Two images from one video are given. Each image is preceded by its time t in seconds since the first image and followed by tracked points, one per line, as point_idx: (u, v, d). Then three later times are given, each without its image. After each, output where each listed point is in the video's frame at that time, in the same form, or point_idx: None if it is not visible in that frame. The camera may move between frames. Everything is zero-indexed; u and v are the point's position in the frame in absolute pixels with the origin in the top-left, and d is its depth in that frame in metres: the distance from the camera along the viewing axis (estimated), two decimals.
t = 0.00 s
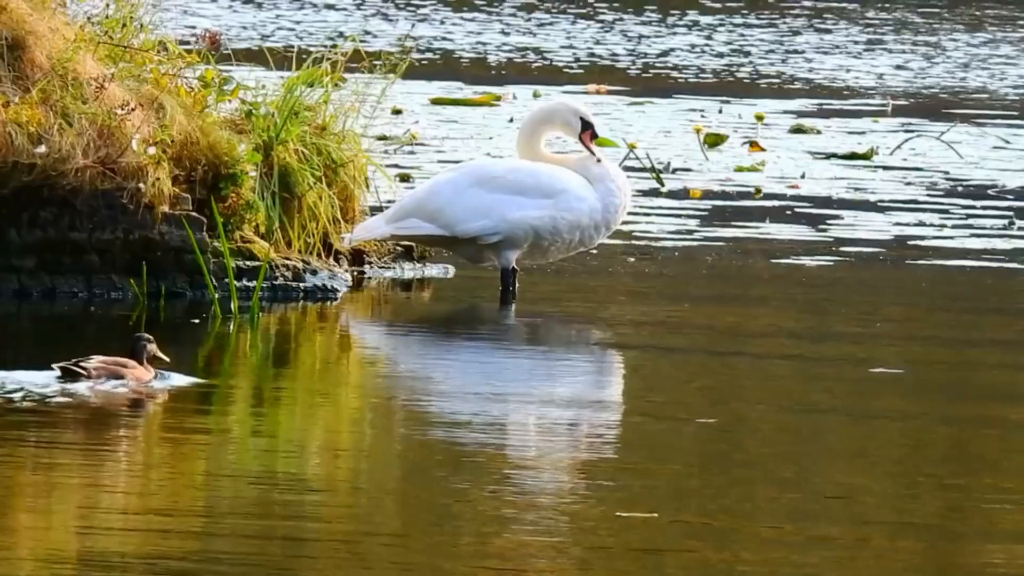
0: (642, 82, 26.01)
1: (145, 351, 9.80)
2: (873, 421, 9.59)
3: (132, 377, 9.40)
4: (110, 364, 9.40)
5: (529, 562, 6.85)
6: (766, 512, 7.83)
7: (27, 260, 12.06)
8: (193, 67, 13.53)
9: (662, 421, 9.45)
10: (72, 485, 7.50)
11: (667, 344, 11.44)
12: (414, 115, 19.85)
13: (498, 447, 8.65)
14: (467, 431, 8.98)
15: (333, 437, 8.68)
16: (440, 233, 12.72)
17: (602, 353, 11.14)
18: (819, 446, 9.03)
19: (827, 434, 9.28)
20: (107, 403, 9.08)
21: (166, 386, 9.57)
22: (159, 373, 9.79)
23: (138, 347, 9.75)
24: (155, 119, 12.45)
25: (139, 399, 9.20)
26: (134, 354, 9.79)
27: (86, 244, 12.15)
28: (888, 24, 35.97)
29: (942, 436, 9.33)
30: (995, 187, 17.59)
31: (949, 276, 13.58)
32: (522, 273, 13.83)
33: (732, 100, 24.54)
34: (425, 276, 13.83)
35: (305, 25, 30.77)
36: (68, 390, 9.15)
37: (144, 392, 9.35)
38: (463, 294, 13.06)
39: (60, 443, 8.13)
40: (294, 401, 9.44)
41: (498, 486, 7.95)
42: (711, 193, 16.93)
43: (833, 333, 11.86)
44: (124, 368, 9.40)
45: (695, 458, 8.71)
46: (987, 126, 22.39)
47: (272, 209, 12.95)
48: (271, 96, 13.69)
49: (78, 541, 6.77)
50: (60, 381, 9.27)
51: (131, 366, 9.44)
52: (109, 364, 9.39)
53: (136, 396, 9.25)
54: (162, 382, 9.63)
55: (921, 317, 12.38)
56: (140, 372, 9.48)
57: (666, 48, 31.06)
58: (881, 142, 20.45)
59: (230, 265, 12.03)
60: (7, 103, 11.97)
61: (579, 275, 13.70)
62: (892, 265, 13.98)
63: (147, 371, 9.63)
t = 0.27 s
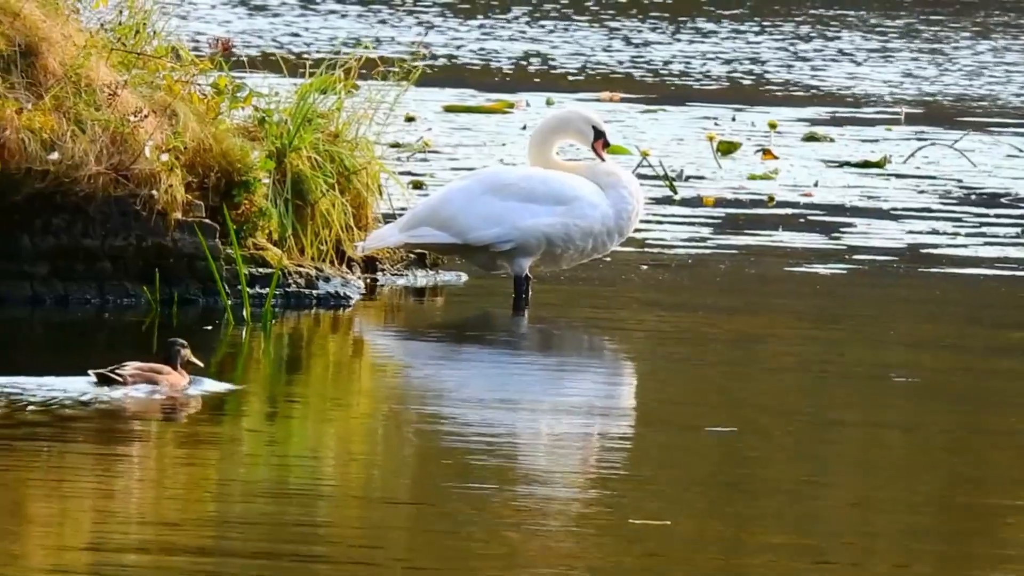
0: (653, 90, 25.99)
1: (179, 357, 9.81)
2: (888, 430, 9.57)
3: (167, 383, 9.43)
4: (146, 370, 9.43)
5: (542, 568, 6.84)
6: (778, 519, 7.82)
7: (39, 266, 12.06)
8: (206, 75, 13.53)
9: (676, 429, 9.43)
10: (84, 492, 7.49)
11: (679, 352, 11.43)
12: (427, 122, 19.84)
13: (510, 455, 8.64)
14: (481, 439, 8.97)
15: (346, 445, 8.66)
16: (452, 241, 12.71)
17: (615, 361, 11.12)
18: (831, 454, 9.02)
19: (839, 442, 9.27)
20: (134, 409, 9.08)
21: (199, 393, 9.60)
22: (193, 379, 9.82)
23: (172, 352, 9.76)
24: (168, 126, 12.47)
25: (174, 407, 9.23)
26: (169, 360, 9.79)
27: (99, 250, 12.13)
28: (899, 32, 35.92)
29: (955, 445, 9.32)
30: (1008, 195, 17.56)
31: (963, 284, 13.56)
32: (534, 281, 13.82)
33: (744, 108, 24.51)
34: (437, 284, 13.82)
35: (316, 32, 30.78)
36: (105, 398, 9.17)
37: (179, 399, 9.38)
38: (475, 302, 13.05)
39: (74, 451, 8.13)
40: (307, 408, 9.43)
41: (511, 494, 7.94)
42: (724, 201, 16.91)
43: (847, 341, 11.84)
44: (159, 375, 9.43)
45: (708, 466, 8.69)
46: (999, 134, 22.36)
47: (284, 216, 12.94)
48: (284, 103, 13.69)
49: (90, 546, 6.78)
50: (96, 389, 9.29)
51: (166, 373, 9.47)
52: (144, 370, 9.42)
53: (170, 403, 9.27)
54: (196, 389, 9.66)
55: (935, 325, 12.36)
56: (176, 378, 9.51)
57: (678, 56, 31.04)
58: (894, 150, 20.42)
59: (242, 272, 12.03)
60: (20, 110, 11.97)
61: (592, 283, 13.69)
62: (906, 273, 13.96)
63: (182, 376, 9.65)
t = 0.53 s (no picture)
0: (665, 94, 25.97)
1: (215, 361, 9.91)
2: (900, 433, 9.57)
3: (201, 387, 9.55)
4: (180, 373, 9.55)
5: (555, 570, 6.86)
6: (790, 522, 7.83)
7: (52, 271, 12.07)
8: (220, 79, 13.53)
9: (689, 433, 9.43)
10: (97, 496, 7.50)
11: (692, 355, 11.43)
12: (440, 126, 19.86)
13: (523, 458, 8.65)
14: (494, 442, 8.97)
15: (358, 449, 8.67)
16: (464, 245, 12.71)
17: (628, 365, 11.12)
18: (844, 458, 9.02)
19: (851, 446, 9.27)
20: (148, 412, 9.08)
21: (234, 396, 9.70)
22: (228, 382, 9.90)
23: (208, 358, 9.86)
24: (181, 130, 12.45)
25: (210, 409, 9.35)
26: (204, 365, 9.89)
27: (112, 255, 12.15)
28: (912, 36, 35.87)
29: (968, 449, 9.31)
30: (1020, 199, 17.55)
31: (976, 288, 13.55)
32: (546, 284, 13.82)
33: (757, 112, 24.50)
34: (450, 288, 13.83)
35: (328, 36, 30.81)
36: (142, 398, 9.28)
37: (214, 401, 9.50)
38: (488, 306, 13.05)
39: (87, 453, 8.15)
40: (320, 412, 9.42)
41: (523, 497, 7.95)
42: (737, 205, 16.90)
43: (860, 345, 11.84)
44: (194, 379, 9.55)
45: (723, 470, 8.69)
46: (1012, 138, 22.35)
47: (297, 221, 12.95)
48: (298, 108, 13.69)
49: (103, 547, 6.81)
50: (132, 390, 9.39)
51: (200, 377, 9.60)
52: (179, 374, 9.54)
53: (205, 406, 9.39)
54: (231, 391, 9.77)
55: (948, 329, 12.35)
56: (210, 383, 9.63)
57: (691, 60, 31.03)
58: (907, 154, 20.40)
59: (255, 276, 12.03)
60: (32, 114, 11.92)
61: (605, 287, 13.69)
62: (919, 277, 13.95)
63: (216, 380, 9.77)
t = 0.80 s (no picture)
0: (675, 95, 25.95)
1: (248, 361, 9.95)
2: (913, 434, 9.56)
3: (234, 388, 9.57)
4: (213, 373, 9.56)
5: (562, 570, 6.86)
6: (801, 523, 7.83)
7: (63, 272, 12.07)
8: (231, 80, 13.52)
9: (702, 435, 9.42)
10: (109, 497, 7.51)
11: (703, 357, 11.42)
12: (450, 127, 19.86)
13: (535, 459, 8.65)
14: (506, 444, 8.97)
15: (370, 450, 8.67)
16: (475, 246, 12.72)
17: (639, 366, 11.12)
18: (856, 459, 9.01)
19: (863, 447, 9.25)
20: (159, 412, 9.08)
21: (267, 397, 9.74)
22: (261, 383, 9.93)
23: (241, 358, 9.90)
24: (192, 132, 12.46)
25: (242, 410, 9.38)
26: (237, 365, 9.93)
27: (123, 256, 12.15)
28: (922, 36, 35.82)
29: (981, 450, 9.30)
30: None
31: (988, 290, 13.55)
32: (557, 285, 13.82)
33: (767, 114, 24.49)
34: (461, 289, 13.83)
35: (338, 38, 30.82)
36: (172, 399, 9.30)
37: (246, 402, 9.53)
38: (499, 307, 13.05)
39: (99, 454, 8.17)
40: (331, 414, 9.42)
41: (535, 498, 7.95)
42: (747, 206, 16.89)
43: (872, 346, 11.83)
44: (226, 379, 9.57)
45: (735, 471, 8.68)
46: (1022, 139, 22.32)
47: (308, 222, 12.95)
48: (308, 109, 13.69)
49: (115, 547, 6.84)
50: (163, 391, 9.41)
51: (234, 377, 9.62)
52: (212, 374, 9.56)
53: (238, 407, 9.42)
54: (263, 392, 9.80)
55: (960, 330, 12.34)
56: (243, 383, 9.66)
57: (700, 61, 31.02)
58: (917, 155, 20.38)
59: (266, 278, 12.04)
60: (43, 115, 11.92)
61: (617, 288, 13.68)
62: (930, 277, 13.94)
63: (249, 381, 9.80)
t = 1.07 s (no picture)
0: (684, 97, 25.92)
1: (277, 362, 10.01)
2: (924, 436, 9.55)
3: (263, 388, 9.60)
4: (242, 374, 9.59)
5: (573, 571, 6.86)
6: (811, 524, 7.83)
7: (72, 274, 12.07)
8: (240, 81, 13.52)
9: (713, 436, 9.41)
10: (118, 498, 7.53)
11: (714, 359, 11.41)
12: (459, 129, 19.86)
13: (545, 460, 8.64)
14: (517, 445, 8.96)
15: (380, 451, 8.66)
16: (485, 247, 12.71)
17: (649, 367, 11.12)
18: (866, 460, 9.00)
19: (874, 449, 9.24)
20: (169, 411, 9.08)
21: (295, 398, 9.77)
22: (290, 385, 9.98)
23: (270, 359, 9.96)
24: (201, 133, 12.46)
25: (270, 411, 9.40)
26: (266, 366, 9.99)
27: (132, 258, 12.15)
28: (931, 37, 35.78)
29: (992, 452, 9.29)
30: None
31: (998, 291, 13.53)
32: (567, 287, 13.82)
33: (776, 115, 24.47)
34: (471, 290, 13.83)
35: (346, 39, 30.81)
36: (201, 398, 9.33)
37: (273, 403, 9.55)
38: (509, 309, 13.05)
39: (108, 455, 8.17)
40: (341, 416, 9.41)
41: (546, 499, 7.95)
42: (757, 208, 16.87)
43: (882, 347, 11.82)
44: (255, 380, 9.60)
45: (744, 472, 8.68)
46: None
47: (317, 223, 12.96)
48: (318, 111, 13.68)
49: (125, 547, 6.85)
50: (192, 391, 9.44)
51: (262, 378, 9.65)
52: (241, 374, 9.59)
53: (267, 407, 9.45)
54: (291, 394, 9.83)
55: (971, 332, 12.32)
56: (271, 383, 9.69)
57: (709, 62, 30.99)
58: (927, 156, 20.35)
59: (275, 279, 12.04)
60: (53, 117, 11.90)
61: (627, 289, 13.67)
62: (941, 279, 13.93)
63: (277, 382, 9.83)
